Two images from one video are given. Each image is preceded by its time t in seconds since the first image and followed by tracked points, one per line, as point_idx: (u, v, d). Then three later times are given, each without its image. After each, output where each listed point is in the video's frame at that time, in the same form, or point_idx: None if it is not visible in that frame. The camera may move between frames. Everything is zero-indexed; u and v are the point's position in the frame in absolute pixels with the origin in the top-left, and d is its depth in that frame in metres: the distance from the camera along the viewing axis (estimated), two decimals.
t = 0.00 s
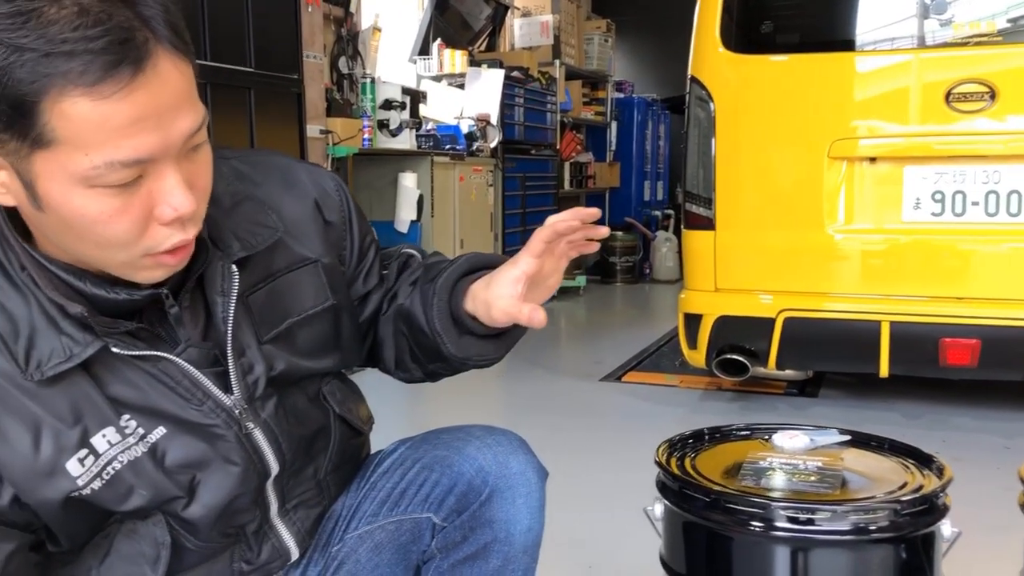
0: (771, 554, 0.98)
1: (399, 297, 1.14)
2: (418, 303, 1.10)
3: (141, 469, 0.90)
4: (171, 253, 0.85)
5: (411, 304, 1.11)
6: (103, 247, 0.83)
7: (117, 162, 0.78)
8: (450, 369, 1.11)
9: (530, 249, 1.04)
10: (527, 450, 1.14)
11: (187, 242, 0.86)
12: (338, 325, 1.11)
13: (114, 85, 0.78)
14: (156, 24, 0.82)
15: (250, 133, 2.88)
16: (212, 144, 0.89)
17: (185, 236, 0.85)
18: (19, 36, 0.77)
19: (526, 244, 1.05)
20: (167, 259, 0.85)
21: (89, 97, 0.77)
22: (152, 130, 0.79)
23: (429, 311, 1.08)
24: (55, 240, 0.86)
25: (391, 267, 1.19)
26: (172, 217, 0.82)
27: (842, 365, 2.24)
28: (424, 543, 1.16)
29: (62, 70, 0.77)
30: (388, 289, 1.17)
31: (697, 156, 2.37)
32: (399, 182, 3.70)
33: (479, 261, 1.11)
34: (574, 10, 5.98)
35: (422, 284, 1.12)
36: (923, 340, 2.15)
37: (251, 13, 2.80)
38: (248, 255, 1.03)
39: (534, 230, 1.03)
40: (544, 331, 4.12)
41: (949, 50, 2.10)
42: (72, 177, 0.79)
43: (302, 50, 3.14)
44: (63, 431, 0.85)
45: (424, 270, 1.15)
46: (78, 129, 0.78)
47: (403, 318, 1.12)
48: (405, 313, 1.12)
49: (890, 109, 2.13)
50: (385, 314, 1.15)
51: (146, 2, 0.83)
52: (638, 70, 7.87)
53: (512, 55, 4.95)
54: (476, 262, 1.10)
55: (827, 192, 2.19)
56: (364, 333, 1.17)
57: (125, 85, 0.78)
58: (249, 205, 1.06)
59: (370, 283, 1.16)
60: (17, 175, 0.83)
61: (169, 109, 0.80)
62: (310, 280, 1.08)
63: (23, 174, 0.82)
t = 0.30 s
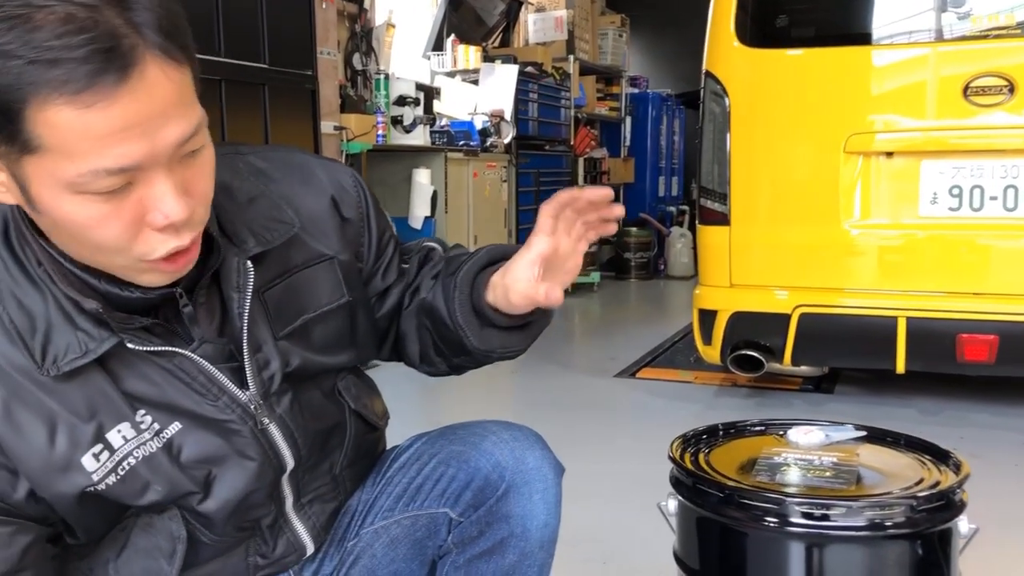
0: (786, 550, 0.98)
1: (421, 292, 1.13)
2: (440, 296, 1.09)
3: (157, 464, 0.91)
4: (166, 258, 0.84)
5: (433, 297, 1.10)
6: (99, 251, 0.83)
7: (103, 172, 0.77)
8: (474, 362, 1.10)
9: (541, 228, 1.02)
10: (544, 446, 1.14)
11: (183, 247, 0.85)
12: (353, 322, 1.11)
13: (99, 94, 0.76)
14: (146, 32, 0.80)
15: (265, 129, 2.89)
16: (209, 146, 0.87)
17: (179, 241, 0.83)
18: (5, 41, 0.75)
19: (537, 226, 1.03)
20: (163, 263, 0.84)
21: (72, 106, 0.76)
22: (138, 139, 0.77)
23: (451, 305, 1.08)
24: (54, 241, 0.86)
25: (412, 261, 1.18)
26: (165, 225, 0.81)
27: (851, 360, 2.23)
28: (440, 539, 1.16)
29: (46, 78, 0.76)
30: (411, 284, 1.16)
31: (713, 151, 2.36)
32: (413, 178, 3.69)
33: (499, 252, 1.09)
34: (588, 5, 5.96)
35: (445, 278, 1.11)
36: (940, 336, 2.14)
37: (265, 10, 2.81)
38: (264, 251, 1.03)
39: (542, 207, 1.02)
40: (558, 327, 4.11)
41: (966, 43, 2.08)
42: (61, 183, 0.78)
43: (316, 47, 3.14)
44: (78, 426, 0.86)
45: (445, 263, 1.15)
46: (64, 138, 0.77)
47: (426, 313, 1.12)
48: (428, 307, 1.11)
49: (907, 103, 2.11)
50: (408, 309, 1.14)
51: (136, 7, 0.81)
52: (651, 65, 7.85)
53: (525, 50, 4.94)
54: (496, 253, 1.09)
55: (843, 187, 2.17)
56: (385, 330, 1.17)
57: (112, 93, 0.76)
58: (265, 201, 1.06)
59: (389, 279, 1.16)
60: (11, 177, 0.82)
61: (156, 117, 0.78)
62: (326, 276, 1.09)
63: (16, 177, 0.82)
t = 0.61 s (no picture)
0: (798, 550, 0.97)
1: (461, 282, 1.09)
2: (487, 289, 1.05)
3: (151, 470, 0.93)
4: (130, 251, 0.84)
5: (476, 287, 1.06)
6: (63, 247, 0.83)
7: (51, 160, 0.78)
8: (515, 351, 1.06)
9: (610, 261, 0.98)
10: (565, 448, 1.15)
11: (146, 238, 0.84)
12: (359, 321, 1.11)
13: (44, 80, 0.77)
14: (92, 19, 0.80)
15: (277, 128, 2.91)
16: (169, 137, 0.87)
17: (140, 232, 0.83)
18: None
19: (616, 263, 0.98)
20: (127, 258, 0.84)
21: (16, 94, 0.77)
22: (83, 124, 0.78)
23: (498, 298, 1.03)
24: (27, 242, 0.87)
25: (434, 250, 1.14)
26: (121, 214, 0.81)
27: (873, 361, 2.22)
28: (458, 538, 1.16)
29: None
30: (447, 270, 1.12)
31: (725, 149, 2.35)
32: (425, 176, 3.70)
33: (551, 245, 1.04)
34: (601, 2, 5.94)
35: (488, 267, 1.07)
36: (953, 336, 2.13)
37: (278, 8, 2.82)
38: (256, 258, 1.03)
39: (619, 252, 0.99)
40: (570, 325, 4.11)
41: (981, 41, 2.07)
42: (16, 176, 0.80)
43: (329, 45, 3.15)
44: (69, 432, 0.90)
45: (490, 250, 1.09)
46: (12, 128, 0.78)
47: (466, 304, 1.08)
48: (472, 298, 1.07)
49: (921, 102, 2.09)
50: (443, 302, 1.11)
51: None
52: (664, 64, 7.84)
53: (538, 48, 4.94)
54: (547, 244, 1.04)
55: (856, 185, 2.16)
56: (413, 318, 1.14)
57: (53, 78, 0.77)
58: (252, 208, 1.05)
59: (403, 274, 1.13)
60: None
61: (99, 102, 0.79)
62: (326, 277, 1.08)
63: None
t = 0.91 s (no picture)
0: (801, 552, 0.97)
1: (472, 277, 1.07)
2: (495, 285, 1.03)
3: (144, 464, 0.95)
4: (126, 229, 0.86)
5: (484, 284, 1.05)
6: (59, 228, 0.85)
7: (44, 133, 0.80)
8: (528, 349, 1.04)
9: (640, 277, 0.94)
10: (565, 455, 1.15)
11: (142, 215, 0.86)
12: (358, 319, 1.11)
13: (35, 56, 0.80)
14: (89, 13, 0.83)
15: (282, 128, 2.91)
16: (160, 118, 0.89)
17: (135, 207, 0.85)
18: None
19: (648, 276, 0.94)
20: (124, 235, 0.86)
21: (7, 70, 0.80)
22: (74, 96, 0.81)
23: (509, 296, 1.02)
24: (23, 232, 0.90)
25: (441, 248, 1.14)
26: (116, 188, 0.83)
27: (879, 363, 2.22)
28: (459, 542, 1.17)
29: None
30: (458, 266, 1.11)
31: (730, 151, 2.36)
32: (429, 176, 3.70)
33: (558, 241, 1.04)
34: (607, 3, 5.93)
35: (497, 263, 1.06)
36: (958, 339, 2.12)
37: (283, 8, 2.83)
38: (243, 257, 1.03)
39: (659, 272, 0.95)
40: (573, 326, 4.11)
41: (987, 43, 2.06)
42: (13, 154, 0.82)
43: (334, 45, 3.16)
44: (65, 425, 0.92)
45: (498, 246, 1.08)
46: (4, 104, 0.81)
47: (477, 301, 1.06)
48: (480, 294, 1.05)
49: (927, 104, 2.09)
50: (455, 299, 1.09)
51: None
52: (669, 66, 7.83)
53: (543, 49, 4.94)
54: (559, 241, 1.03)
55: (861, 186, 2.16)
56: (424, 314, 1.14)
57: (42, 52, 0.80)
58: (247, 203, 1.06)
59: (409, 270, 1.13)
60: None
61: (90, 74, 0.82)
62: (321, 275, 1.09)
63: None
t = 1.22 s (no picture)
0: (796, 556, 0.98)
1: (496, 278, 1.06)
2: (526, 291, 1.00)
3: (147, 444, 0.97)
4: (86, 185, 0.89)
5: (508, 288, 1.03)
6: (29, 186, 0.90)
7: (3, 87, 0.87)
8: (545, 350, 1.03)
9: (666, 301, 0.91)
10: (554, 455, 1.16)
11: (101, 172, 0.89)
12: (360, 314, 1.13)
13: None
14: None
15: (279, 130, 2.92)
16: (130, 86, 0.94)
17: (89, 162, 0.89)
18: None
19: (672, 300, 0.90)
20: (83, 190, 0.89)
21: None
22: (30, 53, 0.87)
23: (532, 298, 0.99)
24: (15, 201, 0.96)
25: (451, 249, 1.14)
26: (68, 140, 0.87)
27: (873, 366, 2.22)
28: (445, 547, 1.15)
29: None
30: (478, 267, 1.11)
31: (725, 155, 2.36)
32: (426, 179, 3.70)
33: (586, 246, 1.00)
34: (604, 7, 5.95)
35: (519, 265, 1.03)
36: (952, 343, 2.13)
37: (280, 10, 2.83)
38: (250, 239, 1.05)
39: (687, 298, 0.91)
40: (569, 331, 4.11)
41: (981, 50, 2.07)
42: None
43: (331, 47, 3.16)
44: (72, 405, 0.93)
45: (525, 248, 1.05)
46: None
47: (497, 303, 1.06)
48: (503, 297, 1.04)
49: (921, 110, 2.10)
50: (476, 301, 1.09)
51: None
52: (666, 70, 7.85)
53: (540, 53, 4.94)
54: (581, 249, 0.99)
55: (856, 192, 2.16)
56: (433, 312, 1.15)
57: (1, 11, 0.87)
58: (260, 187, 1.08)
59: (418, 267, 1.15)
60: None
61: (44, 34, 0.88)
62: (326, 267, 1.10)
63: None
